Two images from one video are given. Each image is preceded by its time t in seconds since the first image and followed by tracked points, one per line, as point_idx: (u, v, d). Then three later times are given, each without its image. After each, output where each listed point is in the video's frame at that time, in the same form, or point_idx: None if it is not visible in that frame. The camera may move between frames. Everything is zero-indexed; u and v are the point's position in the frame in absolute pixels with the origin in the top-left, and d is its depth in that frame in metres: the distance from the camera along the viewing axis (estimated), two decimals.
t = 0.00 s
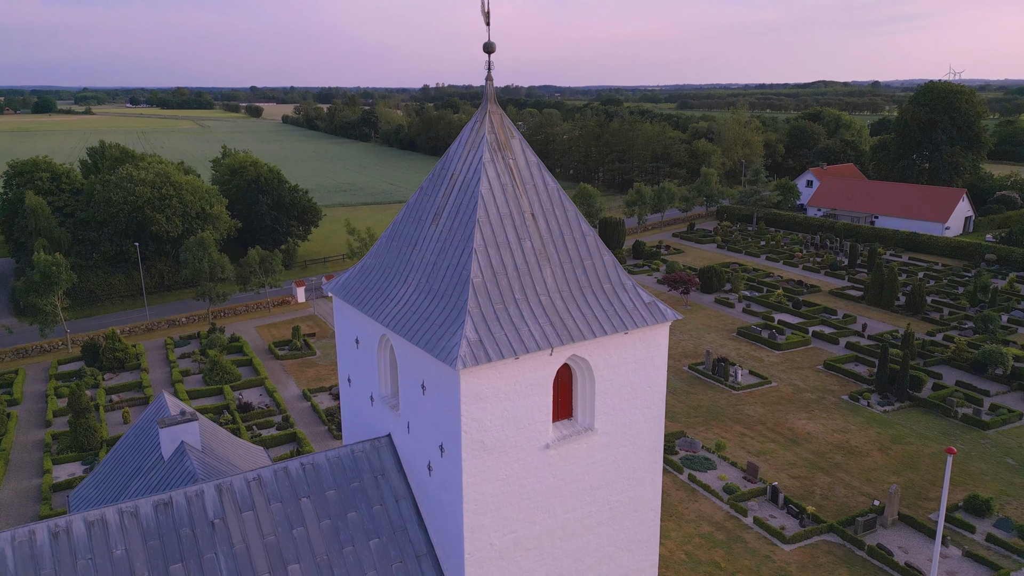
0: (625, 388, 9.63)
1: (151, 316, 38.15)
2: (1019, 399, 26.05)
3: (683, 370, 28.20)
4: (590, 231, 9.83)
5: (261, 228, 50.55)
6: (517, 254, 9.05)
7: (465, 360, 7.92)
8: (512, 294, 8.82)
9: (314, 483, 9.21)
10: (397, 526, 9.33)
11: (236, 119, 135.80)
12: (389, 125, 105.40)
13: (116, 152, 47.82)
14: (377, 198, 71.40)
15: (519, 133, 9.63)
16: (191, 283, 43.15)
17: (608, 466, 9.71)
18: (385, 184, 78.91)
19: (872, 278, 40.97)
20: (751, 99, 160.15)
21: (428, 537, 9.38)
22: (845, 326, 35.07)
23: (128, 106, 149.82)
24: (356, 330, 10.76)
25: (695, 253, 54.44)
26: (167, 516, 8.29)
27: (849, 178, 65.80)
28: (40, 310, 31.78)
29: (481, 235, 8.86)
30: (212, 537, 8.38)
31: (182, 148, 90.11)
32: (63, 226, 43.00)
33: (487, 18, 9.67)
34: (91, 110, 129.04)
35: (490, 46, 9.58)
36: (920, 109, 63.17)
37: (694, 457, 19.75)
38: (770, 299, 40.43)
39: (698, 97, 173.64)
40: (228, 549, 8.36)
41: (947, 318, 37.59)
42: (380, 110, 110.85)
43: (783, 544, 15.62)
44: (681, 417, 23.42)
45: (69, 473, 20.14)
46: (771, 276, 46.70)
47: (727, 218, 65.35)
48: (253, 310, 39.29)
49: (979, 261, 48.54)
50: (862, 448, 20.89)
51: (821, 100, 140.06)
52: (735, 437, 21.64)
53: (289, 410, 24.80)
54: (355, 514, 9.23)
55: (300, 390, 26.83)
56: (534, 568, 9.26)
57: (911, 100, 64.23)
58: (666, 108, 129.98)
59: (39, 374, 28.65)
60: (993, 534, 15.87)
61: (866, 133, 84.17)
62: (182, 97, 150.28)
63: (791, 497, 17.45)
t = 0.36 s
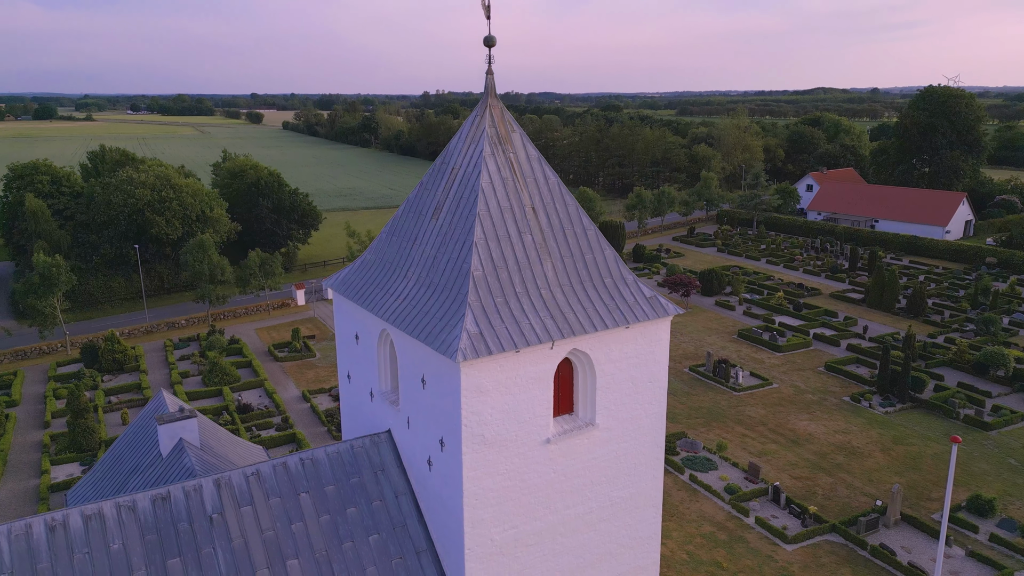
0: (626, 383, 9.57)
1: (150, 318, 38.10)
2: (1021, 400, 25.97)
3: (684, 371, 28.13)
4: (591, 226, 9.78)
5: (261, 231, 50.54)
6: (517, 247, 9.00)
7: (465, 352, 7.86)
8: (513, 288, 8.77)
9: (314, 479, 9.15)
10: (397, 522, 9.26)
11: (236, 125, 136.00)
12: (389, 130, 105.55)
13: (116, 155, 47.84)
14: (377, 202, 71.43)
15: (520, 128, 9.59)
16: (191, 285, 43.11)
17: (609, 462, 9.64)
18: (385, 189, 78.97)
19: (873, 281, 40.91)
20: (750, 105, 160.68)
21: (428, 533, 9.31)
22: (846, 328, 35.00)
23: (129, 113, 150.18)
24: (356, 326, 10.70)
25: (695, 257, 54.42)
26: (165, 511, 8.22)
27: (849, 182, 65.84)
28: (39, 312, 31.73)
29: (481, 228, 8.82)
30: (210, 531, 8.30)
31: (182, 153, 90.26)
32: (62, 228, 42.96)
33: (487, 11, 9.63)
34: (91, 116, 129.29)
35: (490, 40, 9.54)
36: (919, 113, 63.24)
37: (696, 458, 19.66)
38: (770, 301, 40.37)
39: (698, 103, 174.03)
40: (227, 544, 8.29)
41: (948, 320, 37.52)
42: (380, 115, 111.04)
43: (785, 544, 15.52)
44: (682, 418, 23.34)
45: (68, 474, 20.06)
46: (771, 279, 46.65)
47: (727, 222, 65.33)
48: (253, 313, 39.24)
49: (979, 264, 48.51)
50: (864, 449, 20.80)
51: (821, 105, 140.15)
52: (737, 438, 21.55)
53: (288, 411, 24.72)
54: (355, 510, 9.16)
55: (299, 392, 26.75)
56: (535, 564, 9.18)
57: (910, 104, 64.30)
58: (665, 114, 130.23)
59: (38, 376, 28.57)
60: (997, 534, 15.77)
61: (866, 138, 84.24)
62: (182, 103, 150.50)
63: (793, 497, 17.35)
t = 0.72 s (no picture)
0: (628, 378, 9.52)
1: (149, 321, 38.04)
2: None
3: (684, 373, 28.04)
4: (592, 221, 9.74)
5: (261, 234, 50.54)
6: (518, 241, 8.96)
7: (465, 345, 7.81)
8: (513, 282, 8.72)
9: (312, 474, 9.09)
10: (396, 518, 9.19)
11: (237, 131, 136.08)
12: (389, 136, 105.61)
13: (116, 158, 47.84)
14: (378, 207, 71.43)
15: (520, 122, 9.56)
16: (191, 288, 43.07)
17: (610, 457, 9.57)
18: (385, 194, 78.99)
19: (873, 284, 40.87)
20: (750, 112, 161.04)
21: (428, 529, 9.24)
22: (846, 331, 34.92)
23: (129, 119, 150.35)
24: (355, 322, 10.66)
25: (695, 260, 54.42)
26: (162, 505, 8.15)
27: (849, 186, 65.88)
28: (38, 314, 31.67)
29: (481, 222, 8.78)
30: (208, 525, 8.24)
31: (183, 159, 90.31)
32: (62, 231, 42.94)
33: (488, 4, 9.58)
34: (92, 123, 129.47)
35: (490, 34, 9.48)
36: (919, 117, 63.33)
37: (696, 458, 19.57)
38: (771, 304, 40.33)
39: (698, 110, 174.16)
40: (225, 538, 8.22)
41: (949, 323, 37.47)
42: (381, 121, 111.16)
43: (787, 544, 15.43)
44: (683, 419, 23.25)
45: (66, 474, 19.98)
46: (772, 282, 46.59)
47: (727, 226, 65.31)
48: (253, 315, 39.21)
49: (980, 267, 48.47)
50: (866, 450, 20.71)
51: (821, 112, 140.15)
52: (738, 439, 21.45)
53: (288, 413, 24.65)
54: (354, 505, 9.09)
55: (299, 393, 26.68)
56: (535, 561, 9.10)
57: (910, 108, 64.40)
58: (666, 121, 130.33)
59: (37, 378, 28.51)
60: (1000, 534, 15.68)
61: (866, 142, 84.33)
62: (183, 110, 150.57)
63: (795, 497, 17.27)
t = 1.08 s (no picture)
0: (629, 372, 9.47)
1: (149, 323, 37.99)
2: None
3: (685, 375, 27.97)
4: (593, 215, 9.71)
5: (261, 238, 50.56)
6: (518, 234, 8.92)
7: (465, 337, 7.76)
8: (514, 275, 8.68)
9: (312, 469, 9.03)
10: (396, 513, 9.13)
11: (238, 138, 136.26)
12: (389, 141, 105.76)
13: (116, 161, 47.89)
14: (378, 212, 71.45)
15: (521, 115, 9.53)
16: (191, 291, 43.06)
17: (611, 452, 9.52)
18: (386, 199, 79.04)
19: (874, 286, 40.83)
20: (750, 119, 161.28)
21: (428, 525, 9.18)
22: (847, 333, 34.87)
23: (130, 126, 150.66)
24: (355, 318, 10.61)
25: (695, 264, 54.36)
26: (160, 499, 8.09)
27: (849, 191, 65.93)
28: (37, 315, 31.64)
29: (482, 214, 8.74)
30: (206, 520, 8.17)
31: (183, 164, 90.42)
32: (62, 234, 42.94)
33: None
34: (93, 129, 129.78)
35: (491, 27, 9.47)
36: (918, 121, 63.41)
37: (698, 459, 19.48)
38: (771, 306, 40.28)
39: (698, 116, 174.36)
40: (224, 533, 8.16)
41: (951, 325, 37.38)
42: (381, 126, 111.33)
43: (789, 544, 15.33)
44: (684, 420, 23.18)
45: (64, 474, 19.91)
46: (772, 285, 46.56)
47: (728, 229, 65.34)
48: (252, 318, 39.18)
49: (981, 270, 48.43)
50: (868, 450, 20.62)
51: (820, 117, 140.31)
52: (739, 439, 21.37)
53: (287, 414, 24.57)
54: (353, 500, 9.03)
55: (298, 395, 26.62)
56: (536, 556, 9.03)
57: (909, 112, 64.49)
58: (665, 126, 130.50)
59: (36, 380, 28.44)
60: (1004, 534, 15.59)
61: (866, 147, 84.42)
62: (184, 116, 150.81)
63: (797, 497, 17.18)
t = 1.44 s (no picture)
0: (629, 366, 9.43)
1: (148, 325, 37.94)
2: None
3: (685, 376, 27.92)
4: (593, 208, 9.68)
5: (261, 240, 50.56)
6: (518, 227, 8.90)
7: (465, 329, 7.72)
8: (514, 267, 8.65)
9: (310, 463, 8.98)
10: (395, 508, 9.08)
11: (238, 144, 136.23)
12: (389, 147, 105.85)
13: (116, 164, 47.94)
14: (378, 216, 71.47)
15: (521, 109, 9.51)
16: (190, 293, 43.05)
17: (612, 447, 9.48)
18: (386, 203, 79.06)
19: (874, 289, 40.81)
20: (750, 125, 161.54)
21: (428, 520, 9.12)
22: (848, 335, 34.81)
23: (131, 132, 150.79)
24: (355, 313, 10.58)
25: (695, 267, 54.33)
26: (157, 492, 8.04)
27: (849, 194, 65.97)
28: (36, 317, 31.61)
29: (482, 207, 8.72)
30: (204, 513, 8.12)
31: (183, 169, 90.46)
32: (61, 236, 42.93)
33: None
34: (93, 136, 129.90)
35: (491, 21, 9.46)
36: (917, 125, 63.47)
37: (698, 459, 19.41)
38: (772, 309, 40.24)
39: (696, 122, 174.55)
40: (221, 526, 8.10)
41: (951, 327, 37.31)
42: (381, 131, 111.45)
43: (790, 544, 15.25)
44: (685, 420, 23.11)
45: (62, 474, 19.83)
46: (773, 288, 46.52)
47: (727, 233, 65.35)
48: (252, 320, 39.12)
49: (981, 273, 48.37)
50: (869, 451, 20.55)
51: (819, 123, 140.45)
52: (739, 440, 21.30)
53: (287, 415, 24.52)
54: (352, 495, 8.97)
55: (297, 396, 26.56)
56: (536, 551, 8.98)
57: (908, 115, 64.54)
58: (665, 132, 130.69)
59: (35, 381, 28.37)
60: (1006, 533, 15.51)
61: (865, 152, 84.50)
62: (185, 123, 150.93)
63: (798, 497, 17.09)
